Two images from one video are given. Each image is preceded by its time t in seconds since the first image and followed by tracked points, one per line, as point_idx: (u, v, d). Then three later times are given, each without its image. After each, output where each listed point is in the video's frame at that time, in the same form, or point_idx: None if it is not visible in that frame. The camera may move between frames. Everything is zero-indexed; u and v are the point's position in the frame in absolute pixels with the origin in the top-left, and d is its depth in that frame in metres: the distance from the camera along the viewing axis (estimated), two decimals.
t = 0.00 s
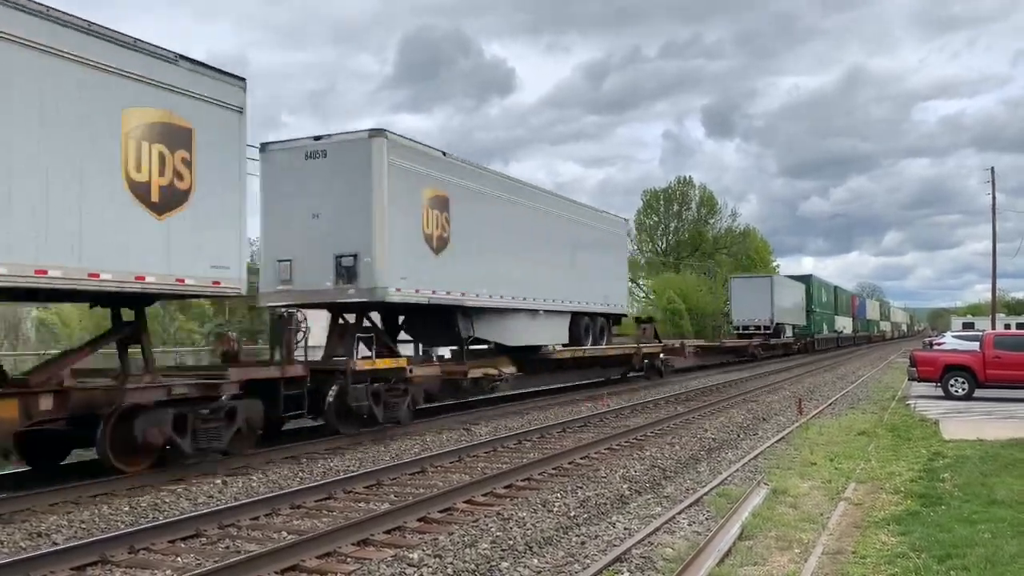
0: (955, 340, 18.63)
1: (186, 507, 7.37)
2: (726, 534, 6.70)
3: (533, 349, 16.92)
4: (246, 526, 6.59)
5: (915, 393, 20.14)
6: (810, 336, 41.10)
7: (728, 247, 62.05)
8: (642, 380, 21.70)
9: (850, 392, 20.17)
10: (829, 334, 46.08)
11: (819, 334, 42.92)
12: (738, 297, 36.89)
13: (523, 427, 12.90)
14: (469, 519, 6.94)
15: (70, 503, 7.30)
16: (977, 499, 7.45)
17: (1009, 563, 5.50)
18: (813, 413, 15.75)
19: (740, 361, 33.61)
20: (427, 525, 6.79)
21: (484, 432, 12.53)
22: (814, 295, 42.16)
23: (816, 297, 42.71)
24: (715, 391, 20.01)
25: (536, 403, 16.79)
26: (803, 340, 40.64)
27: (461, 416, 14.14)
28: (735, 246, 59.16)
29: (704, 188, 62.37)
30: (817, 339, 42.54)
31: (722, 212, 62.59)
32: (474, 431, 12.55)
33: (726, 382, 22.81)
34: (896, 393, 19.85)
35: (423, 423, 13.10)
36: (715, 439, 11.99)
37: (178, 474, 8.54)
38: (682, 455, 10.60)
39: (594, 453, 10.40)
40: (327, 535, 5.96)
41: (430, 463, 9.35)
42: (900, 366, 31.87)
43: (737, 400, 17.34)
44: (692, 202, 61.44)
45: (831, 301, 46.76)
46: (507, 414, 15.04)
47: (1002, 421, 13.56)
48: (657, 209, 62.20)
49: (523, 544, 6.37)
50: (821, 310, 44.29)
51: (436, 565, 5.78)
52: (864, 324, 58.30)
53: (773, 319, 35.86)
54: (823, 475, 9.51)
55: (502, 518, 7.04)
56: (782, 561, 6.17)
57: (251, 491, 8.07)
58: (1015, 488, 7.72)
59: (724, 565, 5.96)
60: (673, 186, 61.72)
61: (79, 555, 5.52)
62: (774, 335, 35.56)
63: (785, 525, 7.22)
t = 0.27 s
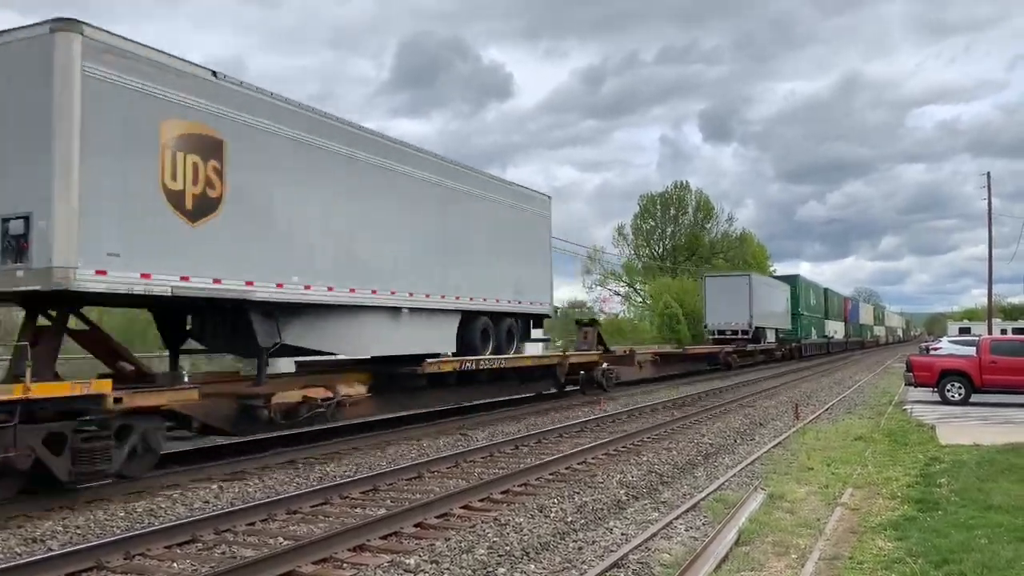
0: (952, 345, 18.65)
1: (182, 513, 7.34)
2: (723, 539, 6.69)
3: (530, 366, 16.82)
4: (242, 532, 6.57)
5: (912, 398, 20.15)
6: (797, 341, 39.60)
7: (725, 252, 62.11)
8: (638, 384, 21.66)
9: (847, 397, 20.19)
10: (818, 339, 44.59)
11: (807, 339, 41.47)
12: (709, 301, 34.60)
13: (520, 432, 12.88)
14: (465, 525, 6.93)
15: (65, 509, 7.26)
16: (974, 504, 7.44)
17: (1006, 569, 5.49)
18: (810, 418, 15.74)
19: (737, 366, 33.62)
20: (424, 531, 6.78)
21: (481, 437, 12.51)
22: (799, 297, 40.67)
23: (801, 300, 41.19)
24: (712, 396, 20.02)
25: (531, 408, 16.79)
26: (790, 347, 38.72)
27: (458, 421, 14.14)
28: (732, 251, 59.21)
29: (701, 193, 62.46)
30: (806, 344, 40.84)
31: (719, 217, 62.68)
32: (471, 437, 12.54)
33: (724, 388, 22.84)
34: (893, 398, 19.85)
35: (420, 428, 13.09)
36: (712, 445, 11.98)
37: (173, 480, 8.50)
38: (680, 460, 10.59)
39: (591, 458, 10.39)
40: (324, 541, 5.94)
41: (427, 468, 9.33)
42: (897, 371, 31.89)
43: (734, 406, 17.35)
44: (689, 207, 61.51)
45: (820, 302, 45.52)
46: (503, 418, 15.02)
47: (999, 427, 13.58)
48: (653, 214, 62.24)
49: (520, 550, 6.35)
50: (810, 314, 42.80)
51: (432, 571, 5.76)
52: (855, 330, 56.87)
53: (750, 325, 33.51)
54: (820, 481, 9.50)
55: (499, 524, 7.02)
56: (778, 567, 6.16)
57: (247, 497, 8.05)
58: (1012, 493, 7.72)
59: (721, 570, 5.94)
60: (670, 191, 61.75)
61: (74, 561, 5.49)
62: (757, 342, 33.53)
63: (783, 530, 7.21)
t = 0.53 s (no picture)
0: (948, 348, 18.68)
1: (178, 515, 7.34)
2: (720, 542, 6.70)
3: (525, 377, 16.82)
4: (239, 534, 6.57)
5: (909, 401, 20.19)
6: (784, 343, 37.97)
7: (722, 255, 62.20)
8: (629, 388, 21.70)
9: (844, 400, 20.22)
10: (807, 342, 42.89)
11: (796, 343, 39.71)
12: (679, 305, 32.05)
13: (518, 435, 12.88)
14: (462, 528, 6.93)
15: (60, 511, 7.25)
16: (970, 507, 7.45)
17: (1002, 572, 5.50)
18: (807, 420, 15.76)
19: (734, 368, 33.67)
20: (421, 533, 6.77)
21: (478, 440, 12.51)
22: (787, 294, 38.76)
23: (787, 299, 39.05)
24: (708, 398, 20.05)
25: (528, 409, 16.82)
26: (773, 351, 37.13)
27: (454, 424, 14.12)
28: (729, 254, 59.31)
29: (698, 196, 62.55)
30: (793, 347, 39.17)
31: (715, 220, 62.81)
32: (468, 439, 12.54)
33: (720, 390, 22.86)
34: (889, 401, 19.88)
35: (417, 431, 13.10)
36: (709, 447, 11.99)
37: (170, 482, 8.50)
38: (676, 462, 10.61)
39: (588, 461, 10.39)
40: (320, 543, 5.94)
41: (424, 471, 9.33)
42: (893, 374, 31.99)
43: (730, 408, 17.37)
44: (685, 210, 61.58)
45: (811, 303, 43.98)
46: (499, 420, 15.05)
47: (994, 429, 13.62)
48: (650, 216, 62.32)
49: (517, 552, 6.34)
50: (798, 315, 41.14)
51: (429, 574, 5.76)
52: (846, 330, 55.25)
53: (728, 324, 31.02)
54: (816, 483, 9.51)
55: (495, 526, 7.02)
56: (775, 569, 6.16)
57: (244, 499, 8.05)
58: (1008, 496, 7.74)
59: (718, 573, 5.95)
60: (667, 193, 61.83)
61: (70, 564, 5.48)
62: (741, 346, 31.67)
63: (780, 533, 7.21)
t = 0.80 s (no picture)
0: (942, 347, 18.74)
1: (172, 514, 7.32)
2: (715, 540, 6.71)
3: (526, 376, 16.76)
4: (233, 534, 6.56)
5: (903, 400, 20.26)
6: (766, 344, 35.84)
7: (716, 254, 62.31)
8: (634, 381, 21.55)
9: (838, 399, 20.28)
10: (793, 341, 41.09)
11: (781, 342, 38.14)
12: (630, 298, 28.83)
13: (513, 434, 12.88)
14: (457, 527, 6.92)
15: (54, 511, 7.23)
16: (963, 505, 7.48)
17: (995, 570, 5.52)
18: (801, 419, 15.79)
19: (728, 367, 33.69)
20: (416, 532, 6.77)
21: (473, 439, 12.50)
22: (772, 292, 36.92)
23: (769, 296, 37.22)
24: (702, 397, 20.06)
25: (523, 409, 16.81)
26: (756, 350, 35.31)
27: (449, 423, 14.10)
28: (723, 254, 59.40)
29: (693, 196, 62.63)
30: (774, 347, 36.87)
31: (710, 220, 62.91)
32: (463, 438, 12.51)
33: (715, 389, 22.91)
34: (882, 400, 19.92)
35: (413, 430, 13.09)
36: (704, 446, 12.01)
37: (165, 481, 8.48)
38: (671, 461, 10.62)
39: (583, 460, 10.40)
40: (316, 542, 5.94)
41: (419, 470, 9.33)
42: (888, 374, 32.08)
43: (725, 407, 17.39)
44: (680, 210, 61.64)
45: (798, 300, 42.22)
46: (494, 419, 15.03)
47: (988, 428, 13.67)
48: (645, 216, 62.38)
49: (512, 551, 6.35)
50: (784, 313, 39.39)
51: (425, 573, 5.76)
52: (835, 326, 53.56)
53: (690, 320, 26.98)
54: (811, 482, 9.53)
55: (491, 525, 7.02)
56: (769, 568, 6.18)
57: (239, 499, 8.03)
58: (1002, 495, 7.77)
59: (713, 572, 5.96)
60: (662, 193, 61.88)
61: (64, 564, 5.47)
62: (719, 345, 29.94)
63: (774, 532, 7.23)
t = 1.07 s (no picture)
0: (933, 345, 18.82)
1: (164, 514, 7.30)
2: (707, 538, 6.73)
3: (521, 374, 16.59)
4: (225, 533, 6.54)
5: (894, 397, 20.35)
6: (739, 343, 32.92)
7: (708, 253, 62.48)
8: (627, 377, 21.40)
9: (830, 397, 20.36)
10: (773, 342, 38.17)
11: (763, 342, 36.50)
12: (574, 291, 27.54)
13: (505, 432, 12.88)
14: (449, 525, 6.93)
15: (45, 512, 7.20)
16: (954, 502, 7.51)
17: (985, 566, 5.55)
18: (793, 417, 15.85)
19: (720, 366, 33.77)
20: (408, 531, 6.77)
21: (466, 437, 12.50)
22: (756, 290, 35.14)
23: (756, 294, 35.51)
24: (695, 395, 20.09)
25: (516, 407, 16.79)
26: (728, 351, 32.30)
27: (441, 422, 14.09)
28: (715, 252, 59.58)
29: (685, 195, 62.79)
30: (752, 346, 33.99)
31: (702, 219, 63.09)
32: (455, 437, 12.51)
33: (707, 387, 22.99)
34: (874, 398, 19.98)
35: (406, 429, 13.08)
36: (696, 444, 12.04)
37: (157, 481, 8.46)
38: (663, 459, 10.64)
39: (576, 458, 10.42)
40: (308, 542, 5.93)
41: (412, 468, 9.32)
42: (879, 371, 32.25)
43: (717, 405, 17.43)
44: (672, 209, 61.79)
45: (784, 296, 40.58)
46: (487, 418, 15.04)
47: (978, 425, 13.75)
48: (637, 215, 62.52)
49: (504, 550, 6.35)
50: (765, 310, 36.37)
51: (417, 572, 5.76)
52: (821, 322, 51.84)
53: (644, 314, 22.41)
54: (802, 479, 9.57)
55: (483, 524, 7.02)
56: (761, 564, 6.20)
57: (231, 499, 8.01)
58: (992, 491, 7.81)
59: (704, 569, 5.97)
60: (654, 192, 62.02)
61: (56, 564, 5.45)
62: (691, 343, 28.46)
63: (767, 529, 7.25)
